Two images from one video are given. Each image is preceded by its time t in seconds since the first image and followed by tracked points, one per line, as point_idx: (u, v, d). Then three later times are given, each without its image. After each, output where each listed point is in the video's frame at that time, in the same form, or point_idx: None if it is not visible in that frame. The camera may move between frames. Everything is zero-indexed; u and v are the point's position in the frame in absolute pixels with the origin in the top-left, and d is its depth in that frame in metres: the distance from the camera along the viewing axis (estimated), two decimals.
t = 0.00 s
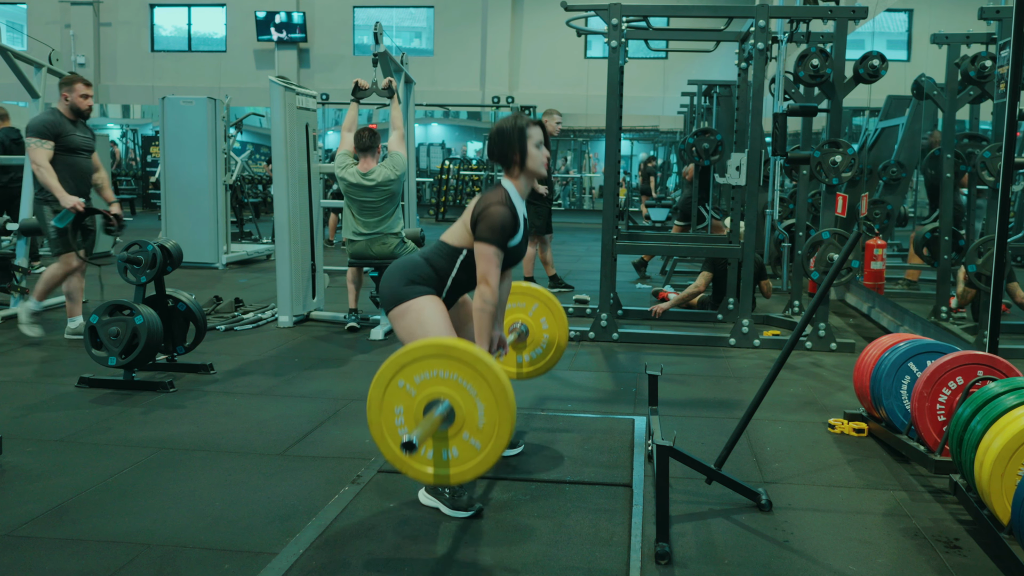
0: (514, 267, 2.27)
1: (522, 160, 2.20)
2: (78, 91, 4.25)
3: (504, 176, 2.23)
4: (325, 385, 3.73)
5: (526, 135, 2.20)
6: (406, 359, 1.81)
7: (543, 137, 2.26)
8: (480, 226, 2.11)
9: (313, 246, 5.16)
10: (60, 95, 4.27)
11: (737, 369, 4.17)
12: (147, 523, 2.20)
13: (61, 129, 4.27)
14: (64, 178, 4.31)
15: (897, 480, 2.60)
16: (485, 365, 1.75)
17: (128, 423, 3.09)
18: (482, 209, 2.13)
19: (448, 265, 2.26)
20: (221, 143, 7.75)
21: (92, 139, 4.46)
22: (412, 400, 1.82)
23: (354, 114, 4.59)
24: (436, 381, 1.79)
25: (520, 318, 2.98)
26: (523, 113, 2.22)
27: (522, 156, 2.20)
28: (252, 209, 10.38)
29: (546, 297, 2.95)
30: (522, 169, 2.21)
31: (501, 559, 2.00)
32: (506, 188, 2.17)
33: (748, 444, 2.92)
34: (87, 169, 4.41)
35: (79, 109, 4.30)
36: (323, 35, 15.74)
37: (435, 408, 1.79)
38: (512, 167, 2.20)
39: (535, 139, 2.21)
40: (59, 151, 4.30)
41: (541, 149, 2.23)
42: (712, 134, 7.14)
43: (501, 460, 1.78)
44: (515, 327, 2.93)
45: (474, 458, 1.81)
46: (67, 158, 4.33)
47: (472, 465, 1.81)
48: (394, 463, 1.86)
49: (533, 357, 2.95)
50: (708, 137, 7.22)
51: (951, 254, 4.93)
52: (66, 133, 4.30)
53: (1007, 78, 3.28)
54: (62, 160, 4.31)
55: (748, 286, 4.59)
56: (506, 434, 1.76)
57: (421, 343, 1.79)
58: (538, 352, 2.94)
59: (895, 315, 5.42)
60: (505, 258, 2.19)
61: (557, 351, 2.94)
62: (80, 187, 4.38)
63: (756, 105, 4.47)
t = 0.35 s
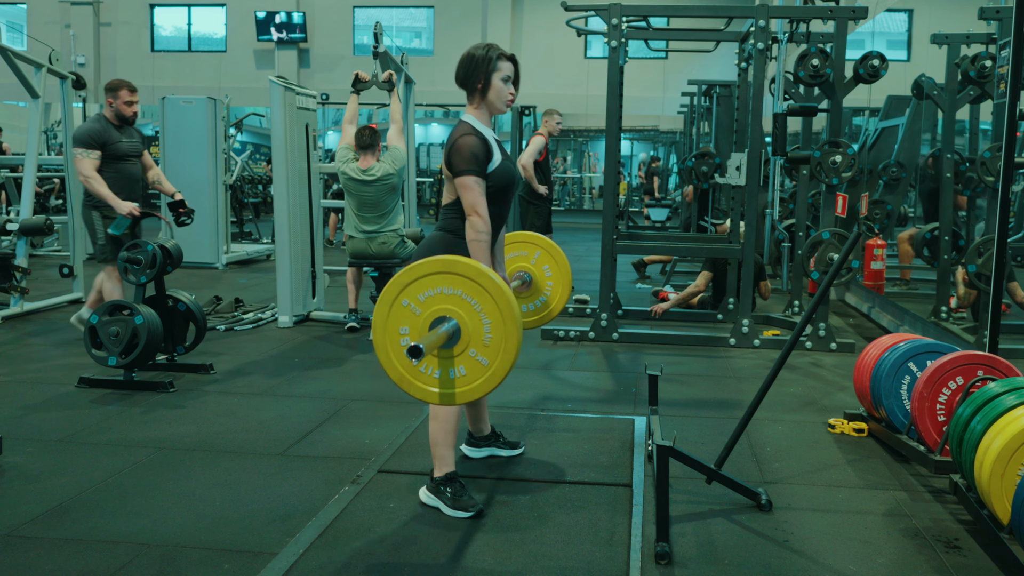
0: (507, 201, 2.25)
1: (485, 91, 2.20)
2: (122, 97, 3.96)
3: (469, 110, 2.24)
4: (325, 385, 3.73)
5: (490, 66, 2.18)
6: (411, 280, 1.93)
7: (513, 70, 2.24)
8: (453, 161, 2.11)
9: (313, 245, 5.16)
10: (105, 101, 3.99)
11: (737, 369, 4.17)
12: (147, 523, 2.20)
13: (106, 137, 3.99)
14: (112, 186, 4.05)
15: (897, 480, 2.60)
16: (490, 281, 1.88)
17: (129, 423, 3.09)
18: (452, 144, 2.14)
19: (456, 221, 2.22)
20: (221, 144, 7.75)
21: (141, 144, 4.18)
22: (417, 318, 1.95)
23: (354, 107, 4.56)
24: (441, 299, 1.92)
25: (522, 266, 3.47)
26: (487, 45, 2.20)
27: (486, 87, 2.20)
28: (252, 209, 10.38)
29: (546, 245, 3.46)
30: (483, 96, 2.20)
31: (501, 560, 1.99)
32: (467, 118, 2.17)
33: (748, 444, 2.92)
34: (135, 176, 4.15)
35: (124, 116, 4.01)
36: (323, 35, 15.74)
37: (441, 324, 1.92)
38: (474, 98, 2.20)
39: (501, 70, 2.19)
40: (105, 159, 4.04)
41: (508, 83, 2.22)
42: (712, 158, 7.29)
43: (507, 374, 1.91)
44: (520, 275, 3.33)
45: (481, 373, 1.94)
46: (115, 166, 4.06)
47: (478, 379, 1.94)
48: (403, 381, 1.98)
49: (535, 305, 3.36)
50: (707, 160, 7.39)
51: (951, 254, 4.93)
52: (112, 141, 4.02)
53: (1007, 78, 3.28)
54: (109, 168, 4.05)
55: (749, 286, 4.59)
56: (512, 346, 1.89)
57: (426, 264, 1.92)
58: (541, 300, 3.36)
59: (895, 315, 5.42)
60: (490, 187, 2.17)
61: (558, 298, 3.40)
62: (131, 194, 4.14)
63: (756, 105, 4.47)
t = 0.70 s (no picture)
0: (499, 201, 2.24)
1: (474, 92, 2.20)
2: (173, 94, 4.08)
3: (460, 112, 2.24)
4: (325, 385, 3.73)
5: (480, 67, 2.18)
6: (404, 281, 1.93)
7: (502, 71, 2.24)
8: (446, 163, 2.11)
9: (313, 245, 5.16)
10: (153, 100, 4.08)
11: (737, 369, 4.17)
12: (148, 523, 2.20)
13: (157, 134, 4.07)
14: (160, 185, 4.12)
15: (897, 480, 2.60)
16: (482, 281, 1.87)
17: (128, 423, 3.09)
18: (444, 145, 2.14)
19: (455, 224, 2.22)
20: (221, 144, 7.75)
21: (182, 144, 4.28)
22: (411, 319, 1.94)
23: (354, 107, 4.56)
24: (434, 300, 1.92)
25: (517, 267, 3.53)
26: (476, 46, 2.21)
27: (475, 88, 2.19)
28: (252, 209, 10.38)
29: (541, 246, 3.51)
30: (473, 97, 2.20)
31: (504, 559, 2.00)
32: (458, 120, 2.17)
33: (748, 444, 2.93)
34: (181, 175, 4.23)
35: (175, 113, 4.12)
36: (323, 35, 15.74)
37: (434, 325, 1.91)
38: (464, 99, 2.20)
39: (491, 71, 2.19)
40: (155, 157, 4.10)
41: (497, 83, 2.22)
42: (711, 160, 7.21)
43: (502, 374, 1.89)
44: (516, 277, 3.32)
45: (476, 373, 1.93)
46: (163, 165, 4.14)
47: (473, 379, 1.93)
48: (400, 382, 1.98)
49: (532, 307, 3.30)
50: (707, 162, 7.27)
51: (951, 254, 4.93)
52: (161, 138, 4.09)
53: (1006, 78, 3.28)
54: (157, 166, 4.12)
55: (748, 286, 4.59)
56: (506, 345, 1.87)
57: (417, 265, 1.91)
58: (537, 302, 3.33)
59: (895, 314, 5.42)
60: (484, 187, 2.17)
61: (554, 297, 3.35)
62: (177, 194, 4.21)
63: (756, 105, 4.47)
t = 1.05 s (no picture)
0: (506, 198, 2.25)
1: (484, 92, 2.20)
2: (231, 93, 4.08)
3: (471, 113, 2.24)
4: (325, 385, 3.72)
5: (485, 67, 2.20)
6: (410, 282, 1.93)
7: (506, 66, 2.24)
8: (460, 163, 2.10)
9: (313, 245, 5.16)
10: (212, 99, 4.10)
11: (737, 369, 4.17)
12: (147, 523, 2.20)
13: (211, 133, 4.07)
14: (212, 182, 4.11)
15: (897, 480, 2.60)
16: (488, 283, 1.87)
17: (128, 423, 3.09)
18: (457, 145, 2.13)
19: (458, 222, 2.23)
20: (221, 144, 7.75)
21: (243, 143, 4.26)
22: (417, 320, 1.94)
23: (354, 107, 4.57)
24: (439, 302, 1.92)
25: (520, 269, 3.56)
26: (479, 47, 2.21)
27: (484, 87, 2.20)
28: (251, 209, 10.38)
29: (544, 250, 3.56)
30: (484, 99, 2.21)
31: (504, 559, 2.00)
32: (474, 122, 2.16)
33: (748, 444, 2.92)
34: (237, 174, 4.20)
35: (231, 113, 4.11)
36: (323, 35, 15.74)
37: (439, 326, 1.91)
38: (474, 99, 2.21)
39: (495, 67, 2.20)
40: (209, 155, 4.11)
41: (503, 77, 2.22)
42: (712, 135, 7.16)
43: (507, 376, 1.90)
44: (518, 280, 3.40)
45: (480, 376, 1.93)
46: (218, 163, 4.13)
47: (477, 382, 1.93)
48: (404, 384, 1.98)
49: (534, 310, 3.33)
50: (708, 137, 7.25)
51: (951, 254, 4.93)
52: (215, 136, 4.09)
53: (1007, 78, 3.28)
54: (211, 164, 4.12)
55: (749, 286, 4.59)
56: (511, 348, 1.88)
57: (423, 265, 1.91)
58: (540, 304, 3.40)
59: (895, 314, 5.41)
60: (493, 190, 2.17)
61: (555, 302, 3.44)
62: (231, 193, 4.18)
63: (756, 105, 4.47)
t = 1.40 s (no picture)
0: (514, 251, 2.26)
1: (522, 148, 2.19)
2: (274, 98, 3.96)
3: (503, 163, 2.23)
4: (325, 385, 3.72)
5: (527, 122, 2.19)
6: (417, 343, 1.84)
7: (546, 123, 2.25)
8: (481, 213, 2.10)
9: (313, 246, 5.16)
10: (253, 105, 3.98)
11: (738, 369, 4.17)
12: (147, 523, 2.20)
13: (251, 140, 3.95)
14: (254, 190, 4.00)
15: (897, 480, 2.60)
16: (495, 347, 1.78)
17: (128, 424, 3.09)
18: (482, 194, 2.12)
19: (450, 253, 2.24)
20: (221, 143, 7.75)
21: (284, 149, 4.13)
22: (423, 383, 1.85)
23: (354, 106, 4.54)
24: (446, 365, 1.82)
25: (523, 311, 2.97)
26: (520, 100, 2.20)
27: (523, 143, 2.19)
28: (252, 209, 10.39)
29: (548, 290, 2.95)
30: (521, 154, 2.20)
31: (504, 559, 2.00)
32: (505, 173, 2.16)
33: (748, 444, 2.92)
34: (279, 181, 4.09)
35: (273, 119, 3.99)
36: (323, 35, 15.74)
37: (446, 391, 1.82)
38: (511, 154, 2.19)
39: (536, 126, 2.20)
40: (250, 163, 3.99)
41: (542, 136, 2.22)
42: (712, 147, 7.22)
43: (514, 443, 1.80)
44: (518, 321, 2.94)
45: (487, 442, 1.83)
46: (260, 170, 4.02)
47: (483, 447, 1.84)
48: (409, 447, 1.89)
49: (536, 351, 2.96)
50: (708, 149, 7.28)
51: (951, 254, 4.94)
52: (257, 144, 3.97)
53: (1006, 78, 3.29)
54: (253, 172, 4.00)
55: (749, 285, 4.59)
56: (517, 415, 1.78)
57: (431, 327, 1.82)
58: (542, 346, 2.94)
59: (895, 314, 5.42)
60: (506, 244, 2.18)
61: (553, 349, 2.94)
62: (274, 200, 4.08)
63: (756, 105, 4.47)
